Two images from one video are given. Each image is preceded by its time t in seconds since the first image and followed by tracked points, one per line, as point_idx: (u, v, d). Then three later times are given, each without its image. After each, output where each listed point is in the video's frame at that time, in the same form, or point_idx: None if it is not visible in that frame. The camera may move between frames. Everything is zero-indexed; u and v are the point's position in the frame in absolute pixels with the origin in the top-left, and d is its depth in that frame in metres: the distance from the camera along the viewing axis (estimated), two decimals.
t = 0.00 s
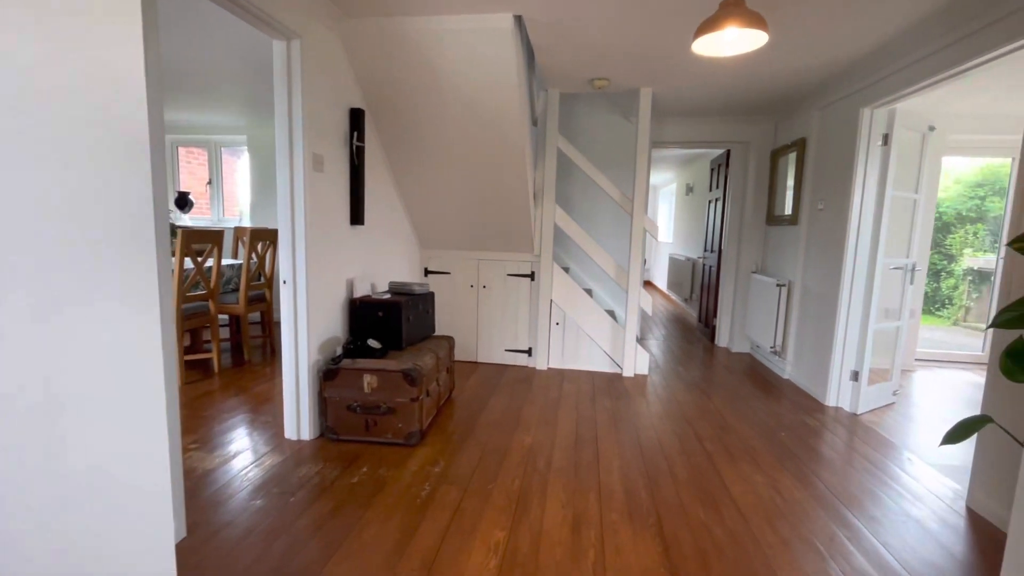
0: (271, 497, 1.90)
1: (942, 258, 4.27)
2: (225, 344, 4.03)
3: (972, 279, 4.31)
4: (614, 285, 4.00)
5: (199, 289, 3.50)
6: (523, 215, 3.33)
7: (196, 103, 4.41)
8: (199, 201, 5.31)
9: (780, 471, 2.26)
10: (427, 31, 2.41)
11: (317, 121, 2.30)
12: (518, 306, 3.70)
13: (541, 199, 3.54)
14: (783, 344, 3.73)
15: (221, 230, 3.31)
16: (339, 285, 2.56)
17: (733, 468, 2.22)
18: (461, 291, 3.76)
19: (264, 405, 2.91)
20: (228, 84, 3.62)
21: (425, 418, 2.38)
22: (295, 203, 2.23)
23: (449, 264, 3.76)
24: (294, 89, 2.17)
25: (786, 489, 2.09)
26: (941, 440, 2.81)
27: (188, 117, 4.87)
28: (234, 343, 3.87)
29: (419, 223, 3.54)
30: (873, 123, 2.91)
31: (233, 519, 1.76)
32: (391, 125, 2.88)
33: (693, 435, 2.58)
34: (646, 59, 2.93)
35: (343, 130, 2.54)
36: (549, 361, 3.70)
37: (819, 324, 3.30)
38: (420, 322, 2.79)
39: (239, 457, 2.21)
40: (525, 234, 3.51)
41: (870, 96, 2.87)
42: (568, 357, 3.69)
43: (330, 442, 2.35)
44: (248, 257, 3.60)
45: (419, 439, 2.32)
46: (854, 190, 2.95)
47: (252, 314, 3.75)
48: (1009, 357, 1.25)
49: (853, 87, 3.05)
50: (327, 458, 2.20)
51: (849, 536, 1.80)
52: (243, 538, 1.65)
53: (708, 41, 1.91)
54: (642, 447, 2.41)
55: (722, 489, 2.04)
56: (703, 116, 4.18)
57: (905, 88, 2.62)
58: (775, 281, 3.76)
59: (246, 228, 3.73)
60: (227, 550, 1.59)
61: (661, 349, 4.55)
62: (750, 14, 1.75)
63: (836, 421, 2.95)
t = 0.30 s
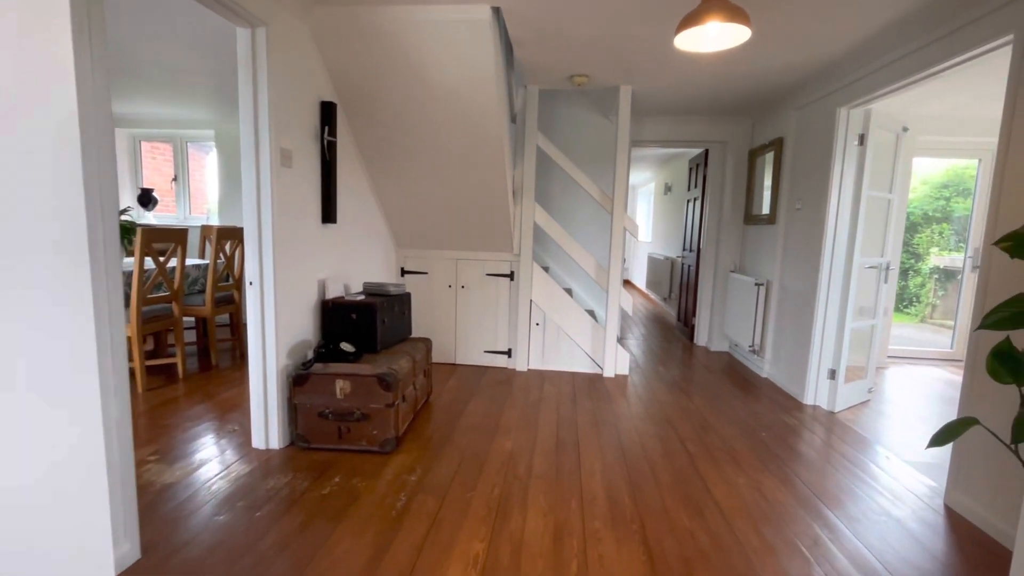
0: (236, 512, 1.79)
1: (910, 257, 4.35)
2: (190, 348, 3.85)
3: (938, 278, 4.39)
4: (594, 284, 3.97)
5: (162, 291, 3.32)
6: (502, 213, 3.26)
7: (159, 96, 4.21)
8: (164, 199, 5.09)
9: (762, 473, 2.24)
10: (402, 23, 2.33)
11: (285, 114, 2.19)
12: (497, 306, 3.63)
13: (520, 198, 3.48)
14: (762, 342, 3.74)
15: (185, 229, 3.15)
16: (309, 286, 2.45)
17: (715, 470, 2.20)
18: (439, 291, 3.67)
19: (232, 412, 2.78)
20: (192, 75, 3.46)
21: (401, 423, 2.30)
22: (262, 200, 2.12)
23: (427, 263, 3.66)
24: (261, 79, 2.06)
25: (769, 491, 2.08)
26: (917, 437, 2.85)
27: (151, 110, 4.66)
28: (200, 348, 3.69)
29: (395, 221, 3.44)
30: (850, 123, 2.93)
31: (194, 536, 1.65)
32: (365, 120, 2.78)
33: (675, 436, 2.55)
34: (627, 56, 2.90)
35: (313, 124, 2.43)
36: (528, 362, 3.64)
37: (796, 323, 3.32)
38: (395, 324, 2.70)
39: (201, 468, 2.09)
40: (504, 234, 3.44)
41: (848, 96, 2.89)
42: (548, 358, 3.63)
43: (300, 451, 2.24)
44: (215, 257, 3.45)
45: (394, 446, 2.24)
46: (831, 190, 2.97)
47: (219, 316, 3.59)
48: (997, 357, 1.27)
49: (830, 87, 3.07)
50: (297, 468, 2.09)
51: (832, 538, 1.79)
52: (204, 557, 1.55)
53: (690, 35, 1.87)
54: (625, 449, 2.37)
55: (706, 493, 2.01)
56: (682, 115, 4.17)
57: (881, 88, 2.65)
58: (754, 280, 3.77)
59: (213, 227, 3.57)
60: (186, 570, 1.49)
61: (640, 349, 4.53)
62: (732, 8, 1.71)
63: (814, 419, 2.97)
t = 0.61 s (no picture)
0: (210, 522, 1.70)
1: (891, 257, 4.37)
2: (166, 349, 3.71)
3: (918, 277, 4.42)
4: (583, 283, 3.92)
5: (134, 290, 3.18)
6: (489, 211, 3.19)
7: (133, 86, 4.05)
8: (139, 195, 4.91)
9: (754, 473, 2.21)
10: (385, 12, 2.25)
11: (262, 105, 2.09)
12: (484, 305, 3.56)
13: (508, 195, 3.41)
14: (750, 341, 3.73)
15: (158, 225, 3.01)
16: (289, 285, 2.35)
17: (707, 471, 2.17)
18: (425, 290, 3.59)
19: (208, 416, 2.67)
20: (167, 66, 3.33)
21: (385, 427, 2.22)
22: (239, 194, 2.02)
23: (412, 262, 3.58)
24: (236, 68, 1.96)
25: (761, 492, 2.05)
26: (905, 435, 2.84)
27: (124, 102, 4.49)
28: (176, 349, 3.56)
29: (379, 218, 3.35)
30: (839, 121, 2.92)
31: (164, 548, 1.56)
32: (348, 114, 2.69)
33: (665, 437, 2.52)
34: (616, 51, 2.85)
35: (293, 116, 2.34)
36: (516, 362, 3.58)
37: (784, 321, 3.31)
38: (379, 323, 2.62)
39: (174, 476, 1.99)
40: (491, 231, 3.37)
41: (836, 94, 2.88)
42: (536, 358, 3.58)
43: (279, 457, 2.15)
44: (191, 255, 3.32)
45: (378, 450, 2.16)
46: (820, 188, 2.96)
47: (195, 316, 3.46)
48: (999, 356, 1.25)
49: (818, 85, 3.06)
50: (276, 474, 2.00)
51: (825, 539, 1.77)
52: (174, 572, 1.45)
53: (683, 26, 1.82)
54: (615, 450, 2.32)
55: (698, 494, 1.98)
56: (670, 113, 4.14)
57: (869, 86, 2.64)
58: (742, 278, 3.76)
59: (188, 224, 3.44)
60: None
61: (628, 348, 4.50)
62: None
63: (803, 418, 2.96)
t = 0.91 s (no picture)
0: (186, 538, 1.60)
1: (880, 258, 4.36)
2: (147, 352, 3.58)
3: (907, 277, 4.42)
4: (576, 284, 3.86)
5: (112, 291, 3.05)
6: (481, 210, 3.11)
7: (113, 76, 3.91)
8: (119, 192, 4.76)
9: (753, 480, 2.16)
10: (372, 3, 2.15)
11: (243, 97, 1.99)
12: (476, 306, 3.48)
13: (500, 194, 3.33)
14: (745, 343, 3.69)
15: (136, 224, 2.88)
16: (272, 287, 2.26)
17: (706, 479, 2.11)
18: (415, 291, 3.50)
19: (187, 422, 2.56)
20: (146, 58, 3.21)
21: (373, 434, 2.13)
22: (218, 191, 1.92)
23: (401, 262, 3.49)
24: (215, 58, 1.86)
25: (762, 500, 1.99)
26: (903, 438, 2.80)
27: (104, 96, 4.35)
28: (157, 352, 3.43)
29: (368, 217, 3.26)
30: (836, 120, 2.88)
31: (135, 567, 1.46)
32: (334, 108, 2.60)
33: (661, 442, 2.45)
34: (611, 46, 2.78)
35: (276, 109, 2.24)
36: (508, 364, 3.50)
37: (780, 323, 3.27)
38: (367, 326, 2.52)
39: (149, 488, 1.88)
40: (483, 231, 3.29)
41: (833, 92, 2.84)
42: (529, 360, 3.50)
43: (262, 466, 2.05)
44: (171, 254, 3.21)
45: (366, 459, 2.07)
46: (817, 188, 2.92)
47: (175, 318, 3.34)
48: (1016, 363, 1.20)
49: (815, 84, 3.02)
50: (257, 485, 1.90)
51: (829, 548, 1.71)
52: None
53: (684, 19, 1.75)
54: (611, 457, 2.26)
55: (697, 503, 1.92)
56: (665, 111, 4.09)
57: (867, 85, 2.60)
58: (737, 279, 3.72)
59: (168, 222, 3.33)
60: None
61: (621, 349, 4.45)
62: None
63: (800, 421, 2.92)
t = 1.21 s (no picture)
0: (162, 562, 1.49)
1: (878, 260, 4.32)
2: (131, 356, 3.45)
3: (906, 279, 4.38)
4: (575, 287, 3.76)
5: (92, 294, 2.93)
6: (478, 210, 3.01)
7: (98, 69, 3.78)
8: (105, 191, 4.62)
9: (763, 494, 2.07)
10: None
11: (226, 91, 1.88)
12: (472, 310, 3.38)
13: (498, 194, 3.23)
14: (748, 348, 3.61)
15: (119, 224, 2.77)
16: (258, 291, 2.15)
17: (713, 493, 2.02)
18: (409, 293, 3.39)
19: (170, 432, 2.44)
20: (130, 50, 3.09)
21: (365, 447, 2.02)
22: (199, 190, 1.81)
23: (395, 264, 3.38)
24: (196, 49, 1.75)
25: (773, 517, 1.90)
26: (913, 447, 2.72)
27: (89, 89, 4.21)
28: (141, 357, 3.31)
29: (360, 217, 3.15)
30: (845, 118, 2.79)
31: None
32: (326, 104, 2.49)
33: (666, 453, 2.36)
34: (613, 43, 2.69)
35: (263, 104, 2.13)
36: (506, 370, 3.41)
37: (785, 327, 3.19)
38: (359, 331, 2.42)
39: (124, 505, 1.77)
40: (480, 233, 3.19)
41: (841, 91, 2.75)
42: (527, 365, 3.40)
43: (246, 481, 1.94)
44: (155, 255, 3.09)
45: (356, 473, 1.96)
46: (824, 189, 2.84)
47: (160, 321, 3.22)
48: None
49: (821, 82, 2.93)
50: (241, 503, 1.80)
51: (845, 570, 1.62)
52: None
53: (693, 13, 1.66)
54: (614, 469, 2.16)
55: (706, 520, 1.83)
56: (666, 109, 3.99)
57: (875, 84, 2.51)
58: (739, 282, 3.63)
59: (153, 222, 3.20)
60: None
61: (620, 352, 4.36)
62: None
63: (805, 429, 2.84)
